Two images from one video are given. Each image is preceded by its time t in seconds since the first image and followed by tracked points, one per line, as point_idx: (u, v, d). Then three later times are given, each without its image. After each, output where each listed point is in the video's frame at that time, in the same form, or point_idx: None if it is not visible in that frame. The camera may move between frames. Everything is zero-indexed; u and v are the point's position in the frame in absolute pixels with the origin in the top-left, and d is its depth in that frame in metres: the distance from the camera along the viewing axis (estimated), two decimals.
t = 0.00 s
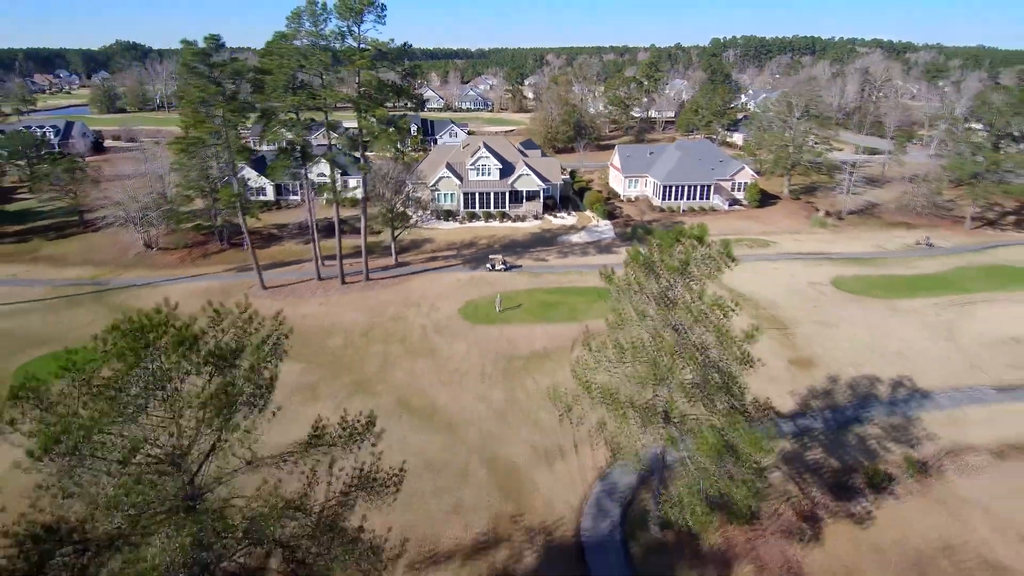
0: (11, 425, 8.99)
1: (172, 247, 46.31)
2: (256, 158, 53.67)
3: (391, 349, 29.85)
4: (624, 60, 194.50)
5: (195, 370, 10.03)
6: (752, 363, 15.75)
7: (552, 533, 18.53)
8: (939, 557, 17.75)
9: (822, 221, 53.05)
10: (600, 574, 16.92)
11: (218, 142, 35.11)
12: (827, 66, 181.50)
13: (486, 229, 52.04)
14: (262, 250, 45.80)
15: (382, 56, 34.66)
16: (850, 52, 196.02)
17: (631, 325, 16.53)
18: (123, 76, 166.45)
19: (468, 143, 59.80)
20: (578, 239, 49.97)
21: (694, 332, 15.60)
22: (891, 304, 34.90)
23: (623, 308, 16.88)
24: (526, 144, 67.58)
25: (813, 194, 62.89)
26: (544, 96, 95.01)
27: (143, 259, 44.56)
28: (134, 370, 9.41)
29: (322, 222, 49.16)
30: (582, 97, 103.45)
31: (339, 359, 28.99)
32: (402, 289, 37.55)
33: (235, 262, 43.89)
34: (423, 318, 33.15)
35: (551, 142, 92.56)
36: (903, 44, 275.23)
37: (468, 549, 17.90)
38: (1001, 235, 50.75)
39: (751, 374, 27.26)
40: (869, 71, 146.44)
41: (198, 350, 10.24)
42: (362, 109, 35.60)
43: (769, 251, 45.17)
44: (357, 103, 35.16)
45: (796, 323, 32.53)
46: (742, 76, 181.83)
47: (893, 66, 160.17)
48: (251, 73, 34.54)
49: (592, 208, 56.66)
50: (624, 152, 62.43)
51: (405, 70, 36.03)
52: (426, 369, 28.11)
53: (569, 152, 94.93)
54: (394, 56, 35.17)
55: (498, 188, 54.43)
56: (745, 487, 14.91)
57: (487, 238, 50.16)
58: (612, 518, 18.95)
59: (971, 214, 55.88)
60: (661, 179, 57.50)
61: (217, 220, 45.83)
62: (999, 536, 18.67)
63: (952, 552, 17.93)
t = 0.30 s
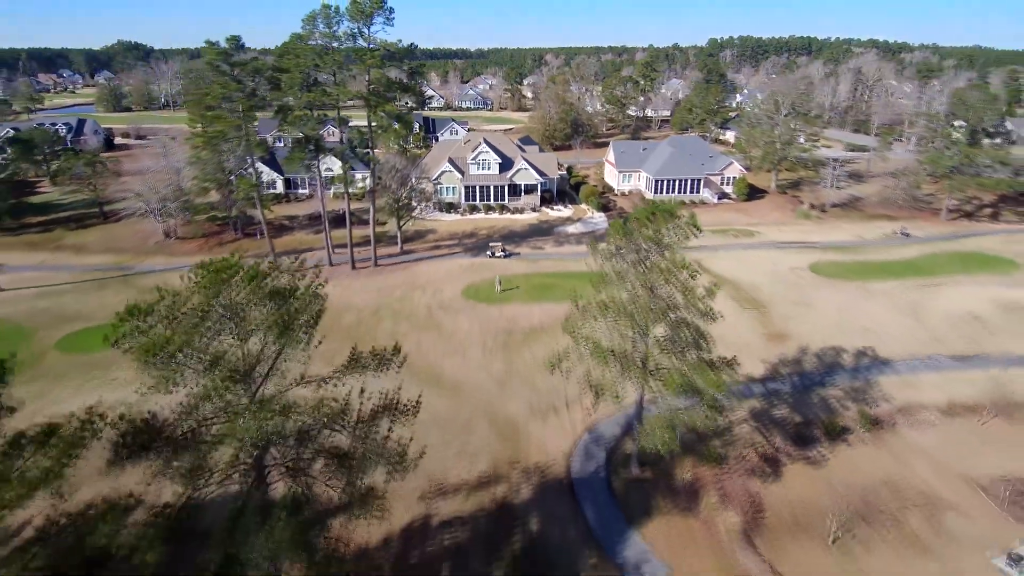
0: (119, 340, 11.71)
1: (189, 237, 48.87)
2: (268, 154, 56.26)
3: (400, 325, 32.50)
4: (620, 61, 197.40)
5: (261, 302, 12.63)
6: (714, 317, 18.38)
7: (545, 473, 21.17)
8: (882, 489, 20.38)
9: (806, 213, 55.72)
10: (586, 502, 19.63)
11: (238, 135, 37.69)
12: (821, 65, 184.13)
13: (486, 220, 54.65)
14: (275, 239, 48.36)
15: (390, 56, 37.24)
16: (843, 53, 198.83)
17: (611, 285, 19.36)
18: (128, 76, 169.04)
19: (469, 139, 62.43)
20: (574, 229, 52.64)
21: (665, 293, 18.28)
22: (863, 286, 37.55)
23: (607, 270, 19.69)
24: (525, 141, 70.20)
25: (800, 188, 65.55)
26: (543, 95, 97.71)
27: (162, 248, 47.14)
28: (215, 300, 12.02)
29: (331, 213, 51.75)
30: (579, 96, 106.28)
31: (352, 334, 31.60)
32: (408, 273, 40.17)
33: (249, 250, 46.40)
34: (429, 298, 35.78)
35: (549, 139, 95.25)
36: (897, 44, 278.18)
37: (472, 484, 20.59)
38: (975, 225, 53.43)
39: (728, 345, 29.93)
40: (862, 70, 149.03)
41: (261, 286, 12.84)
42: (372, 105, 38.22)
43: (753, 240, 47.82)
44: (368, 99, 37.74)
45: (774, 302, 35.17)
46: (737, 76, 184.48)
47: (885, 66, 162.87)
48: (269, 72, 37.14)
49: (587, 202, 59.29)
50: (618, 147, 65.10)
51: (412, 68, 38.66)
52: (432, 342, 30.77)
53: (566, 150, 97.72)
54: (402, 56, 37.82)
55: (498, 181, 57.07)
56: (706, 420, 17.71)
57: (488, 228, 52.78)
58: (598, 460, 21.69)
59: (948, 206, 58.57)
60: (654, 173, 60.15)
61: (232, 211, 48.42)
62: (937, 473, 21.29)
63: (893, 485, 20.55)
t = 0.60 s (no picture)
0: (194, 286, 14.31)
1: (205, 228, 51.52)
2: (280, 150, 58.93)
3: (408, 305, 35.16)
4: (618, 60, 200.18)
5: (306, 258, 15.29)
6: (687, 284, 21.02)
7: (541, 427, 23.84)
8: (838, 440, 23.03)
9: (791, 207, 58.41)
10: (577, 450, 22.33)
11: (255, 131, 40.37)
12: (815, 66, 186.89)
13: (487, 213, 57.36)
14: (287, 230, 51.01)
15: (398, 57, 39.71)
16: (838, 53, 201.76)
17: (599, 257, 22.08)
18: (135, 75, 171.70)
19: (471, 136, 65.16)
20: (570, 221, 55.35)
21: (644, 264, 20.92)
22: (838, 271, 40.22)
23: (595, 244, 22.35)
24: (524, 138, 72.90)
25: (788, 183, 68.28)
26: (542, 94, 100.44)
27: (181, 238, 49.80)
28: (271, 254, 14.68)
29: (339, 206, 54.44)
30: (577, 96, 108.99)
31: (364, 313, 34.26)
32: (414, 260, 42.85)
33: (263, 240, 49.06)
34: (434, 282, 38.45)
35: (547, 137, 97.98)
36: (892, 44, 281.07)
37: (476, 435, 23.31)
38: (952, 217, 56.13)
39: (710, 322, 32.58)
40: (855, 71, 151.88)
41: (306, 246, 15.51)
42: (381, 102, 40.88)
43: (740, 231, 50.51)
44: (376, 96, 40.39)
45: (755, 285, 37.84)
46: (733, 75, 187.26)
47: (879, 66, 165.72)
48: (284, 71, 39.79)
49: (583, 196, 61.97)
50: (613, 144, 67.79)
51: (418, 68, 41.30)
52: (438, 319, 33.43)
53: (565, 148, 100.44)
54: (409, 56, 40.44)
55: (498, 176, 59.76)
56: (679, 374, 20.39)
57: (488, 220, 55.49)
58: (587, 417, 24.43)
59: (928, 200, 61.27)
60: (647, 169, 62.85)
61: (247, 203, 51.06)
62: (889, 428, 23.95)
63: (848, 437, 23.21)
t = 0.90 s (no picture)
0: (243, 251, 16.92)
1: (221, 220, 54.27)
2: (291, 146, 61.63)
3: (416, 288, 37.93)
4: (616, 60, 202.93)
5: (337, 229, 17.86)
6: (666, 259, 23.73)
7: (538, 389, 26.61)
8: (803, 400, 25.77)
9: (779, 201, 61.11)
10: (569, 408, 25.11)
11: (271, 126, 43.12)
12: (810, 65, 189.64)
13: (488, 206, 60.10)
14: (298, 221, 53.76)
15: (406, 57, 42.27)
16: (833, 53, 204.36)
17: (589, 236, 24.83)
18: (141, 75, 174.62)
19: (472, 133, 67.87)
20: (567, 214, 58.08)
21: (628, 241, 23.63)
22: (817, 258, 42.93)
23: (585, 224, 25.03)
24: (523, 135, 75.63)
25: (777, 179, 70.95)
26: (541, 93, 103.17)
27: (198, 229, 52.54)
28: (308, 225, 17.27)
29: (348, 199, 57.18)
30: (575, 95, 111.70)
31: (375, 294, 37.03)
32: (419, 248, 45.61)
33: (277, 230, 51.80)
34: (439, 267, 41.22)
35: (546, 135, 100.69)
36: (889, 44, 283.71)
37: (480, 396, 26.07)
38: (932, 210, 58.84)
39: (694, 302, 35.30)
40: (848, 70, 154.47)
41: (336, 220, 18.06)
42: (388, 100, 43.57)
43: (727, 223, 53.23)
44: (385, 94, 43.06)
45: (738, 271, 40.56)
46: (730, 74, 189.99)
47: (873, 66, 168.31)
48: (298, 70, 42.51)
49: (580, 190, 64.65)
50: (609, 141, 70.48)
51: (423, 67, 43.93)
52: (443, 300, 36.20)
53: (563, 145, 103.14)
54: (415, 57, 43.09)
55: (499, 171, 62.48)
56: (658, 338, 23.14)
57: (489, 213, 58.21)
58: (579, 381, 27.22)
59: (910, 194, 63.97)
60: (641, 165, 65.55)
61: (260, 196, 53.78)
62: (850, 390, 26.67)
63: (812, 398, 25.95)
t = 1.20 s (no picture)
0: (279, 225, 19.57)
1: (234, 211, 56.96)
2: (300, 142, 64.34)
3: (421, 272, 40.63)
4: (614, 60, 205.73)
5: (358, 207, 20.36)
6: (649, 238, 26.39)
7: (534, 359, 29.27)
8: (774, 368, 28.41)
9: (767, 195, 63.76)
10: (562, 374, 27.80)
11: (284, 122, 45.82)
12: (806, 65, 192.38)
13: (488, 200, 62.78)
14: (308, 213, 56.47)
15: (411, 57, 44.94)
16: (828, 53, 207.04)
17: (580, 218, 27.49)
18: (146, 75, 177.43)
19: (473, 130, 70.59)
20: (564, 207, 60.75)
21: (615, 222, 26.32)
22: (798, 246, 45.59)
23: (577, 208, 27.69)
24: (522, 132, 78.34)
25: (767, 175, 73.61)
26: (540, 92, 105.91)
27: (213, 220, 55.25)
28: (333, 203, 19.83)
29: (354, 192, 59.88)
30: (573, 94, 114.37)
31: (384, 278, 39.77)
32: (423, 237, 48.26)
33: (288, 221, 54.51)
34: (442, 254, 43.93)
35: (545, 134, 103.39)
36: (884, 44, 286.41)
37: (481, 365, 28.73)
38: (912, 203, 61.47)
39: (680, 285, 37.98)
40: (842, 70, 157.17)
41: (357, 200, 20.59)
42: (394, 98, 46.22)
43: (716, 215, 55.92)
44: (391, 92, 45.70)
45: (723, 257, 43.24)
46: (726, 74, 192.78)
47: (866, 66, 171.10)
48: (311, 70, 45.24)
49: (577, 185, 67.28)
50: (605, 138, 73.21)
51: (427, 67, 46.61)
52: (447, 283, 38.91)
53: (562, 143, 105.83)
54: (419, 57, 45.76)
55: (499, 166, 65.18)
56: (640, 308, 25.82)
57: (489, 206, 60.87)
58: (571, 352, 29.89)
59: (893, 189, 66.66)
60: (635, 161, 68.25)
61: (272, 189, 56.47)
62: (817, 360, 29.32)
63: (783, 366, 28.59)
